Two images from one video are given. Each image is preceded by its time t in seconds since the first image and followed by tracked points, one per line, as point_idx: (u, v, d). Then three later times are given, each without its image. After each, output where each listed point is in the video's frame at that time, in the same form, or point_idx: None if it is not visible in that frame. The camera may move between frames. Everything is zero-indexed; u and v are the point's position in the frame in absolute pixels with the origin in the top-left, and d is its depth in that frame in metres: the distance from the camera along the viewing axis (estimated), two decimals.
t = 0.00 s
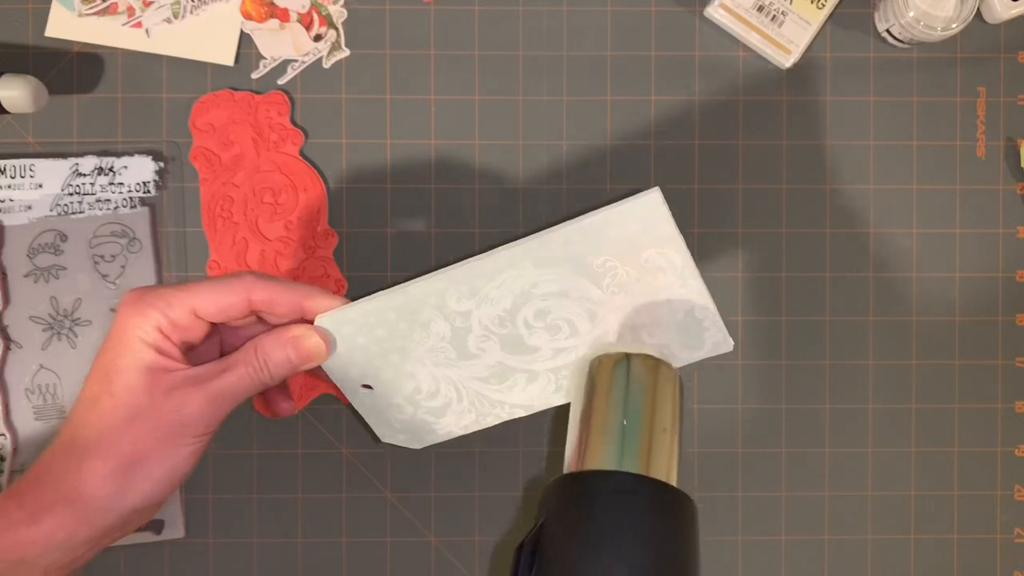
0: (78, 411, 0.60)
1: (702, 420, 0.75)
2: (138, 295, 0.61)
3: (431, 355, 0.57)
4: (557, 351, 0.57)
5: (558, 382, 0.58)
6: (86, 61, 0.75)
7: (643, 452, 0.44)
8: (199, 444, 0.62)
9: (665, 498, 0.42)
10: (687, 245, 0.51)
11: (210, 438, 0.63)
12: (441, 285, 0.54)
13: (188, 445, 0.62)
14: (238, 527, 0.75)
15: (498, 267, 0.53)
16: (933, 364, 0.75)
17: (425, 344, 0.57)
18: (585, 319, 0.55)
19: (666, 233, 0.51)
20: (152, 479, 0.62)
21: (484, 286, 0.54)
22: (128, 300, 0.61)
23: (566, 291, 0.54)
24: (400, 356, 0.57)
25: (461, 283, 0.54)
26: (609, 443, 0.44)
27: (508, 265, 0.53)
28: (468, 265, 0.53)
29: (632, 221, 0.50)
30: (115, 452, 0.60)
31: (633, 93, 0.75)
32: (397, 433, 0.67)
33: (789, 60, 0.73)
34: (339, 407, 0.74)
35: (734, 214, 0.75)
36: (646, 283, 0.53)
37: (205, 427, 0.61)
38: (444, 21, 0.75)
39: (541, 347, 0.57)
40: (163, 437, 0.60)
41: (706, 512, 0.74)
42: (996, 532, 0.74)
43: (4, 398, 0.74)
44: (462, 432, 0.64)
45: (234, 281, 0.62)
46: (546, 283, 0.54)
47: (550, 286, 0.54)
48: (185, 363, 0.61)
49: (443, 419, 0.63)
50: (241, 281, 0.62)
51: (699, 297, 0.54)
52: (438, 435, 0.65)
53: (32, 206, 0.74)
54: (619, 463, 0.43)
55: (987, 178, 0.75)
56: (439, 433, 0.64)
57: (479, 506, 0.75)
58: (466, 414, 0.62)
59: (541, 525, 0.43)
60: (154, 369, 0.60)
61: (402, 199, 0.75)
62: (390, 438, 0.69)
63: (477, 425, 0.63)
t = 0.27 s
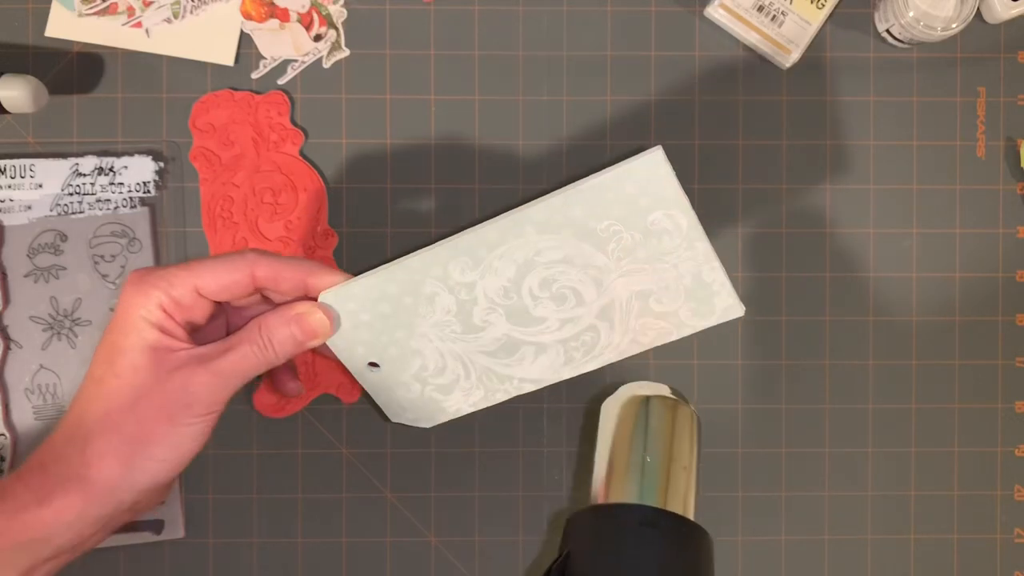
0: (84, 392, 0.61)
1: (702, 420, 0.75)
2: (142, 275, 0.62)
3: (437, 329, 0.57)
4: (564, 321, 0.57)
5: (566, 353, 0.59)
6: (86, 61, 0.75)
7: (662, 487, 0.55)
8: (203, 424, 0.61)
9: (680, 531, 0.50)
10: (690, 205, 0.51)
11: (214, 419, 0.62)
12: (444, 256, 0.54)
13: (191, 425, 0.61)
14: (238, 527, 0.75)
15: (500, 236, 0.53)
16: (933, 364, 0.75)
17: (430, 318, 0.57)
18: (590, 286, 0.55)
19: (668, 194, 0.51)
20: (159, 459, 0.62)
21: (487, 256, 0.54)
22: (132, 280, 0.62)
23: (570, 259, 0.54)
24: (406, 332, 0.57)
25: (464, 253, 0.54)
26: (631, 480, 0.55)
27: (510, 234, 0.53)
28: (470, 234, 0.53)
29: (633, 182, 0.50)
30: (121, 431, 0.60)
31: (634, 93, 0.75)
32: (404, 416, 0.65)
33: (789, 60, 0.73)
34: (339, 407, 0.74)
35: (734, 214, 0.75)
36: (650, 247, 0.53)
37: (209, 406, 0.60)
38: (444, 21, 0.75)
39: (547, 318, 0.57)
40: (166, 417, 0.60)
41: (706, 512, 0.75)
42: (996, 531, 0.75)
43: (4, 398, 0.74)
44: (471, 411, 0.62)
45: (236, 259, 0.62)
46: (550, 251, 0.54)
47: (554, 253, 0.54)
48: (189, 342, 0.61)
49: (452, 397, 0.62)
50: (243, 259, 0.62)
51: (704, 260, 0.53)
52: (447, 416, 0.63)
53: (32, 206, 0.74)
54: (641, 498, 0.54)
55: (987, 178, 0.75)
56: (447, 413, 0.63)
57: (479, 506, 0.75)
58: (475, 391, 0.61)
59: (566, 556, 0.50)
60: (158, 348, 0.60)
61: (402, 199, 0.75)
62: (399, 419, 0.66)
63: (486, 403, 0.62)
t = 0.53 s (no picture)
0: (88, 379, 0.61)
1: (703, 420, 0.75)
2: (145, 261, 0.62)
3: (443, 312, 0.57)
4: (569, 302, 0.57)
5: (572, 335, 0.58)
6: (86, 61, 0.75)
7: (626, 481, 0.55)
8: (209, 409, 0.62)
9: (643, 520, 0.51)
10: (695, 181, 0.51)
11: (220, 404, 0.63)
12: (447, 237, 0.54)
13: (197, 410, 0.61)
14: (238, 527, 0.75)
15: (504, 217, 0.53)
16: (933, 364, 0.75)
17: (435, 301, 0.57)
18: (596, 266, 0.55)
19: (673, 170, 0.50)
20: (163, 445, 0.62)
21: (491, 237, 0.54)
22: (136, 267, 0.61)
23: (575, 239, 0.54)
24: (412, 316, 0.57)
25: (468, 235, 0.54)
26: (597, 473, 0.55)
27: (514, 214, 0.53)
28: (473, 215, 0.53)
29: (637, 159, 0.50)
30: (125, 418, 0.60)
31: (634, 93, 0.75)
32: (411, 402, 0.65)
33: (789, 60, 0.73)
34: (339, 407, 0.74)
35: (734, 214, 0.75)
36: (655, 225, 0.53)
37: (215, 392, 0.60)
38: (444, 21, 0.75)
39: (552, 299, 0.57)
40: (172, 403, 0.60)
41: (706, 512, 0.75)
42: (996, 532, 0.74)
43: (4, 398, 0.74)
44: (477, 394, 0.63)
45: (240, 244, 0.62)
46: (554, 232, 0.53)
47: (558, 233, 0.53)
48: (194, 329, 0.61)
49: (458, 381, 0.62)
50: (247, 245, 0.62)
51: (711, 237, 0.53)
52: (453, 400, 0.64)
53: (32, 206, 0.74)
54: (604, 491, 0.54)
55: (987, 178, 0.75)
56: (454, 397, 0.63)
57: (479, 506, 0.75)
58: (481, 374, 0.61)
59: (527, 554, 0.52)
60: (163, 335, 0.60)
61: (402, 199, 0.75)
62: (408, 406, 0.67)
63: (492, 386, 0.62)
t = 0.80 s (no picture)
0: (89, 379, 0.61)
1: (703, 420, 0.75)
2: (148, 259, 0.62)
3: (445, 310, 0.57)
4: (572, 299, 0.57)
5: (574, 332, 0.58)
6: (86, 61, 0.75)
7: (623, 478, 0.56)
8: (211, 408, 0.62)
9: (639, 516, 0.52)
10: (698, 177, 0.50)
11: (221, 403, 0.63)
12: (449, 235, 0.54)
13: (198, 409, 0.61)
14: (238, 527, 0.75)
15: (506, 214, 0.53)
16: (933, 363, 0.75)
17: (437, 299, 0.57)
18: (598, 263, 0.55)
19: (676, 166, 0.50)
20: (164, 444, 0.62)
21: (493, 234, 0.54)
22: (138, 265, 0.62)
23: (577, 236, 0.54)
24: (414, 314, 0.57)
25: (470, 232, 0.54)
26: (593, 471, 0.56)
27: (516, 212, 0.53)
28: (475, 212, 0.53)
29: (639, 155, 0.50)
30: (126, 416, 0.60)
31: (634, 93, 0.75)
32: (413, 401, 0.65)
33: (789, 60, 0.73)
34: (339, 407, 0.74)
35: (734, 214, 0.75)
36: (657, 222, 0.52)
37: (216, 391, 0.61)
38: (444, 21, 0.75)
39: (555, 297, 0.56)
40: (173, 402, 0.60)
41: (706, 512, 0.75)
42: (996, 532, 0.75)
43: (4, 398, 0.74)
44: (481, 392, 0.62)
45: (241, 243, 0.62)
46: (557, 229, 0.53)
47: (560, 230, 0.54)
48: (195, 327, 0.61)
49: (460, 379, 0.61)
50: (249, 243, 0.62)
51: (713, 234, 0.53)
52: (456, 399, 0.63)
53: (32, 206, 0.74)
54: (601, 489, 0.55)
55: (987, 178, 0.75)
56: (457, 396, 0.63)
57: (479, 505, 0.75)
58: (484, 372, 0.61)
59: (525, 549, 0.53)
60: (164, 333, 0.60)
61: (402, 199, 0.75)
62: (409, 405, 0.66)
63: (495, 384, 0.61)
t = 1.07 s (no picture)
0: (87, 383, 0.61)
1: (703, 420, 0.75)
2: (143, 265, 0.62)
3: (442, 315, 0.57)
4: (568, 303, 0.56)
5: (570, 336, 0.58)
6: (86, 61, 0.75)
7: (630, 442, 0.50)
8: (205, 415, 0.62)
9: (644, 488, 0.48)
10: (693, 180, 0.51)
11: (217, 409, 0.63)
12: (446, 240, 0.54)
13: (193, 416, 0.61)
14: (239, 527, 0.75)
15: (504, 219, 0.53)
16: (933, 363, 0.75)
17: (434, 304, 0.56)
18: (594, 266, 0.55)
19: (672, 171, 0.50)
20: (160, 449, 0.62)
21: (490, 239, 0.54)
22: (134, 271, 0.61)
23: (573, 240, 0.54)
24: (410, 319, 0.57)
25: (467, 237, 0.54)
26: (599, 434, 0.50)
27: (513, 217, 0.53)
28: (472, 218, 0.53)
29: (636, 160, 0.50)
30: (122, 422, 0.60)
31: (634, 93, 0.75)
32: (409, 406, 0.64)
33: (789, 60, 0.73)
34: (338, 407, 0.74)
35: (734, 214, 0.75)
36: (653, 225, 0.53)
37: (212, 397, 0.61)
38: (444, 21, 0.75)
39: (551, 300, 0.56)
40: (169, 408, 0.60)
41: (706, 512, 0.75)
42: (996, 532, 0.75)
43: (4, 398, 0.74)
44: (476, 396, 0.62)
45: (239, 248, 0.62)
46: (554, 233, 0.53)
47: (557, 235, 0.54)
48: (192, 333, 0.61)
49: (457, 384, 0.61)
50: (246, 248, 0.62)
51: (707, 236, 0.54)
52: (452, 403, 0.63)
53: (32, 206, 0.74)
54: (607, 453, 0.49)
55: (987, 178, 0.75)
56: (453, 400, 0.63)
57: (479, 505, 0.75)
58: (480, 376, 0.61)
59: (526, 515, 0.50)
60: (160, 339, 0.60)
61: (402, 199, 0.75)
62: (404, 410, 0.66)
63: (491, 388, 0.61)
